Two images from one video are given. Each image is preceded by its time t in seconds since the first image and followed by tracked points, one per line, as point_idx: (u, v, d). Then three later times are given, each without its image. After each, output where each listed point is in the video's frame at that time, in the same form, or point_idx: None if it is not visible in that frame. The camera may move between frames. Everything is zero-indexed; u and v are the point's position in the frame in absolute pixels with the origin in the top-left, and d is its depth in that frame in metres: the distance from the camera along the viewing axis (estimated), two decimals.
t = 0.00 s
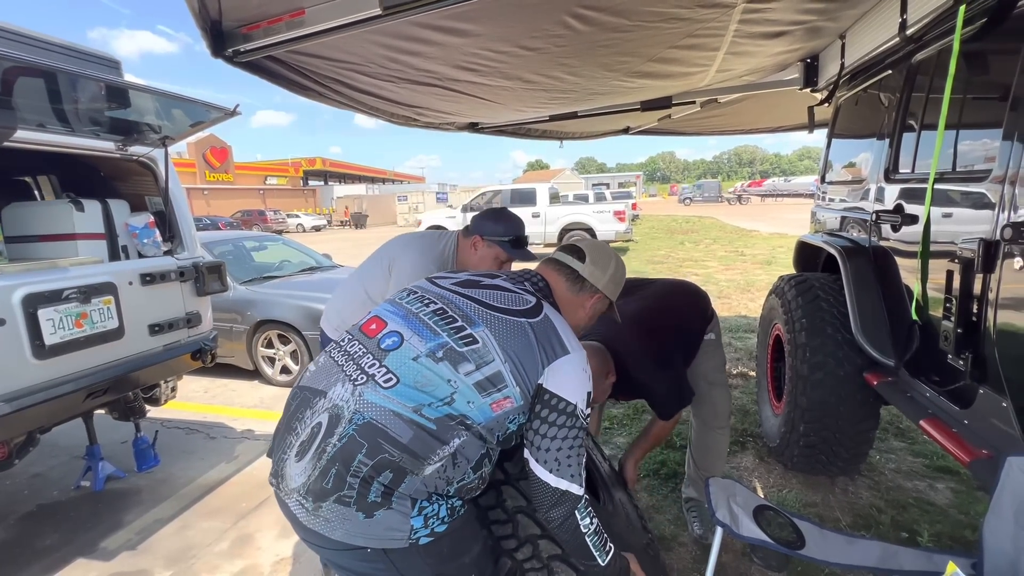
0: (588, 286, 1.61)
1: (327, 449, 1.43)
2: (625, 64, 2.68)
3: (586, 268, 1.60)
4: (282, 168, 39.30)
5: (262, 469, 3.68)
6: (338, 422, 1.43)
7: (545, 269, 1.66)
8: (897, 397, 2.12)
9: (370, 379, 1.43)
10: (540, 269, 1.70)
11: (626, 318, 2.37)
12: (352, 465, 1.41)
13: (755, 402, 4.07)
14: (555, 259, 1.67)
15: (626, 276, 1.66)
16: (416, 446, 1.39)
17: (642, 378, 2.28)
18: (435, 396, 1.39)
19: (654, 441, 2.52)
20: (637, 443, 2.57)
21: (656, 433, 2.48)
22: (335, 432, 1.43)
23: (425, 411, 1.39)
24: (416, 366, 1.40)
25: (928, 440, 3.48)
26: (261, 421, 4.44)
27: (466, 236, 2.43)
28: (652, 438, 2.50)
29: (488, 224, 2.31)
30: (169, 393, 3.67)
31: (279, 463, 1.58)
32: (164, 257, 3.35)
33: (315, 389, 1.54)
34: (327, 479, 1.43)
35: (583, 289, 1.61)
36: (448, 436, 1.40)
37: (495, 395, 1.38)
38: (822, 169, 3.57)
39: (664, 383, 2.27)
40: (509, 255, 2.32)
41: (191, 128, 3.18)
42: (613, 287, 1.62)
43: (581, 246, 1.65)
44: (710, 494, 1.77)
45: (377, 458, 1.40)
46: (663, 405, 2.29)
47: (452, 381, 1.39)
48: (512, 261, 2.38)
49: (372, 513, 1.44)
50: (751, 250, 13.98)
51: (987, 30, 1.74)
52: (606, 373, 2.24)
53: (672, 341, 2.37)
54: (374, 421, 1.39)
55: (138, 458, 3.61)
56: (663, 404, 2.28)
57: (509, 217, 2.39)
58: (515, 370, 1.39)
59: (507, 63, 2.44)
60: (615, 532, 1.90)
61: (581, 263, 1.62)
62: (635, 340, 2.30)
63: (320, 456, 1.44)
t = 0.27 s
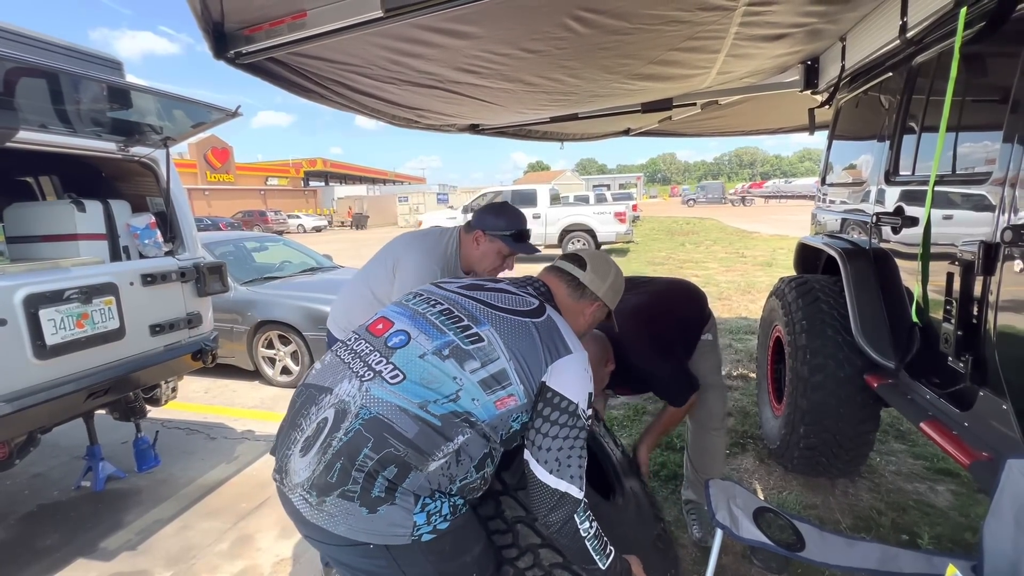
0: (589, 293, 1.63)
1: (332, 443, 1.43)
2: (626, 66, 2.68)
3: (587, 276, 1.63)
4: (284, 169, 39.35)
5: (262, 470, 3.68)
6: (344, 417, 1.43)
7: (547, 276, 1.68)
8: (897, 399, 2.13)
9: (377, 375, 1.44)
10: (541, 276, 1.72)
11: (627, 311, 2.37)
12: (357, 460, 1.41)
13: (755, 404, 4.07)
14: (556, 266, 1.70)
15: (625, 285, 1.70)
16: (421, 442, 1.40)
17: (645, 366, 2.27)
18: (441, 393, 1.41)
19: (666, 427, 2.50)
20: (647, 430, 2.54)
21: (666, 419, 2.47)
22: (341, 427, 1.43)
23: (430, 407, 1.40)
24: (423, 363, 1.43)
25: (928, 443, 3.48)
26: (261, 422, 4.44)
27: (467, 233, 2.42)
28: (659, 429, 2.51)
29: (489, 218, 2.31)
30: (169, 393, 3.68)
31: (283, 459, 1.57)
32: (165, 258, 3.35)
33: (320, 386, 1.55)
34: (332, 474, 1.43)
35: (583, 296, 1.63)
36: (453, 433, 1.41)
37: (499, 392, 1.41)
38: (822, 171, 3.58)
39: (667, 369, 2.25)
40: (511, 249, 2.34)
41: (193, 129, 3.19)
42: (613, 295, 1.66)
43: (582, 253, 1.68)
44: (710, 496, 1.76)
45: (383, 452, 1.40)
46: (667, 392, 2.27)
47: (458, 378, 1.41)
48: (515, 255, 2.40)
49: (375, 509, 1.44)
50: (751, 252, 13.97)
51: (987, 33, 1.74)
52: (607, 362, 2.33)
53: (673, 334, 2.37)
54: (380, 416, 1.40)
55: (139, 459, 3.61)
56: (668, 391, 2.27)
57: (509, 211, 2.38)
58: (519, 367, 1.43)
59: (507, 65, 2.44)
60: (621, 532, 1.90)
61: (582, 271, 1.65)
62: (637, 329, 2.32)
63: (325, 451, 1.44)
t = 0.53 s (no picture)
0: (579, 296, 1.66)
1: (333, 449, 1.44)
2: (628, 67, 2.68)
3: (579, 279, 1.67)
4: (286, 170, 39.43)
5: (263, 470, 3.68)
6: (345, 421, 1.44)
7: (540, 278, 1.72)
8: (899, 402, 2.12)
9: (377, 377, 1.46)
10: (534, 279, 1.75)
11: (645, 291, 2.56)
12: (360, 464, 1.41)
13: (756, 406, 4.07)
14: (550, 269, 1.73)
15: (615, 289, 1.73)
16: (424, 443, 1.41)
17: (669, 332, 2.40)
18: (442, 392, 1.42)
19: (687, 383, 2.53)
20: (663, 395, 2.57)
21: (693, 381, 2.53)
22: (341, 431, 1.44)
23: (433, 407, 1.42)
24: (423, 363, 1.45)
25: (931, 446, 3.47)
26: (262, 422, 4.44)
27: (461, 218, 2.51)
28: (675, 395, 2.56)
29: (481, 199, 2.36)
30: (170, 393, 3.68)
31: (280, 469, 1.57)
32: (167, 258, 3.36)
33: (317, 392, 1.55)
34: (333, 480, 1.43)
35: (574, 299, 1.66)
36: (455, 433, 1.42)
37: (500, 388, 1.44)
38: (824, 173, 3.57)
39: (689, 334, 2.41)
40: (504, 229, 2.42)
41: (196, 129, 3.20)
42: (603, 299, 1.69)
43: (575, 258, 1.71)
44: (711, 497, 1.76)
45: (386, 455, 1.41)
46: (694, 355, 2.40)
47: (459, 376, 1.43)
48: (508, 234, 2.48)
49: (378, 514, 1.44)
50: (753, 254, 13.94)
51: (989, 36, 1.74)
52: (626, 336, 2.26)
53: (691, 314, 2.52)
54: (382, 418, 1.41)
55: (139, 459, 3.60)
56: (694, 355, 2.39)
57: (499, 191, 2.44)
58: (519, 362, 1.46)
59: (510, 66, 2.45)
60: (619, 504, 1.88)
61: (574, 274, 1.68)
62: (662, 303, 2.48)
63: (326, 457, 1.44)
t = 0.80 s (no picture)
0: (548, 284, 1.73)
1: (358, 494, 1.35)
2: (630, 70, 2.69)
3: (546, 267, 1.74)
4: (288, 171, 39.53)
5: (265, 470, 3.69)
6: (365, 462, 1.36)
7: (507, 270, 1.75)
8: (901, 405, 2.12)
9: (387, 408, 1.37)
10: (500, 272, 1.78)
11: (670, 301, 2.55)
12: (393, 503, 1.35)
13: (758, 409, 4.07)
14: (515, 261, 1.77)
15: (579, 275, 1.83)
16: (453, 466, 1.38)
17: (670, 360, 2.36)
18: (457, 411, 1.38)
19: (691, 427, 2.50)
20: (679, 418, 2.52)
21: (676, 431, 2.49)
22: (364, 475, 1.35)
23: (452, 427, 1.38)
24: (430, 383, 1.39)
25: (932, 449, 3.47)
26: (264, 423, 4.45)
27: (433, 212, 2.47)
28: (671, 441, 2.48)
29: (450, 189, 2.33)
30: (173, 393, 3.69)
31: (288, 530, 1.43)
32: (170, 258, 3.37)
33: (315, 436, 1.43)
34: (366, 527, 1.34)
35: (544, 287, 1.73)
36: (476, 449, 1.40)
37: (507, 394, 1.43)
38: (826, 176, 3.57)
39: (687, 369, 2.36)
40: (476, 217, 2.39)
41: (199, 130, 3.22)
42: (570, 284, 1.79)
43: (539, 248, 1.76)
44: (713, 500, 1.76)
45: (420, 487, 1.36)
46: (677, 395, 2.36)
47: (468, 391, 1.40)
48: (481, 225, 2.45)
49: (419, 548, 1.38)
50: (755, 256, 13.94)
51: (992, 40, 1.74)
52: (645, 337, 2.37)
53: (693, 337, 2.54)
54: (406, 451, 1.35)
55: (142, 459, 3.62)
56: (678, 394, 2.35)
57: (469, 179, 2.40)
58: (518, 364, 1.46)
59: (513, 68, 2.46)
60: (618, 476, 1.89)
61: (540, 263, 1.75)
62: (679, 325, 2.43)
63: (351, 504, 1.35)
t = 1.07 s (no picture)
0: (526, 281, 1.73)
1: (332, 509, 1.36)
2: (634, 72, 2.70)
3: (521, 264, 1.72)
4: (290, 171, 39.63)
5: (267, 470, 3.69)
6: (338, 476, 1.37)
7: (483, 272, 1.74)
8: (904, 408, 2.12)
9: (358, 421, 1.38)
10: (476, 274, 1.76)
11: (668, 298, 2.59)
12: (368, 517, 1.36)
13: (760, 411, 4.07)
14: (491, 261, 1.76)
15: (558, 266, 1.80)
16: (428, 477, 1.39)
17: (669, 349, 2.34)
18: (430, 421, 1.39)
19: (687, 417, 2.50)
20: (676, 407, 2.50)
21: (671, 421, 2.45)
22: (337, 488, 1.36)
23: (425, 437, 1.38)
24: (402, 394, 1.39)
25: (935, 453, 3.46)
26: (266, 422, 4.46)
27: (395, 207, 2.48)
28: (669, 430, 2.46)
29: (407, 179, 2.36)
30: (175, 393, 3.70)
31: (267, 544, 1.46)
32: (174, 258, 3.38)
33: (288, 450, 1.44)
34: (341, 542, 1.35)
35: (521, 285, 1.73)
36: (451, 457, 1.42)
37: (480, 401, 1.44)
38: (829, 178, 3.57)
39: (689, 359, 2.32)
40: (438, 208, 2.40)
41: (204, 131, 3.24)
42: (549, 279, 1.76)
43: (512, 245, 1.74)
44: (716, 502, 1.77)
45: (394, 500, 1.36)
46: (677, 384, 2.31)
47: (440, 400, 1.40)
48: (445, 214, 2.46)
49: (397, 558, 1.39)
50: (757, 258, 13.92)
51: (998, 44, 1.75)
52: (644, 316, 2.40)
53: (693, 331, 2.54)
54: (378, 463, 1.35)
55: (145, 458, 3.62)
56: (677, 381, 2.31)
57: (428, 170, 2.42)
58: (490, 371, 1.46)
59: (517, 70, 2.46)
60: (611, 469, 1.90)
61: (515, 260, 1.73)
62: (677, 318, 2.44)
63: (325, 519, 1.36)
